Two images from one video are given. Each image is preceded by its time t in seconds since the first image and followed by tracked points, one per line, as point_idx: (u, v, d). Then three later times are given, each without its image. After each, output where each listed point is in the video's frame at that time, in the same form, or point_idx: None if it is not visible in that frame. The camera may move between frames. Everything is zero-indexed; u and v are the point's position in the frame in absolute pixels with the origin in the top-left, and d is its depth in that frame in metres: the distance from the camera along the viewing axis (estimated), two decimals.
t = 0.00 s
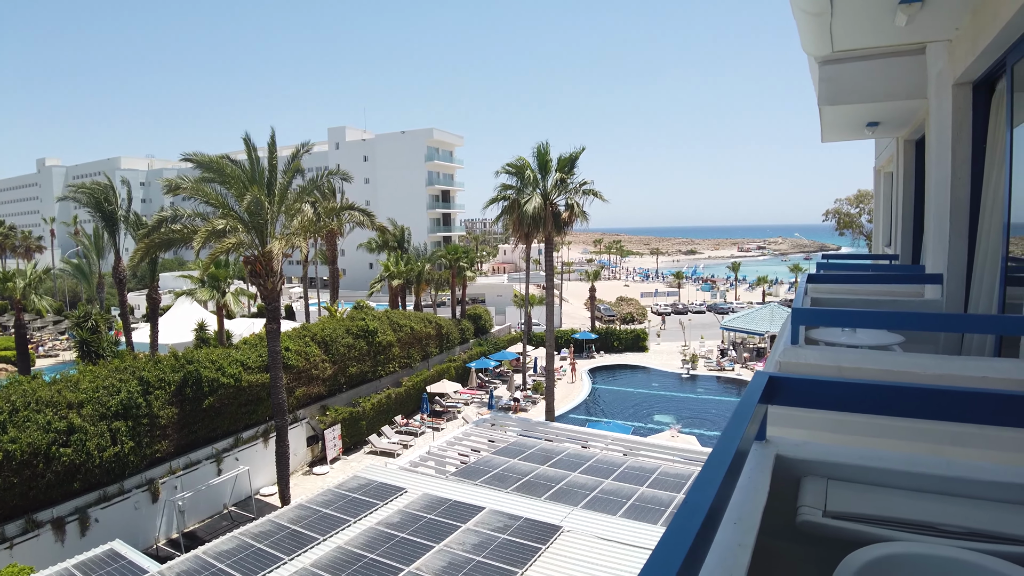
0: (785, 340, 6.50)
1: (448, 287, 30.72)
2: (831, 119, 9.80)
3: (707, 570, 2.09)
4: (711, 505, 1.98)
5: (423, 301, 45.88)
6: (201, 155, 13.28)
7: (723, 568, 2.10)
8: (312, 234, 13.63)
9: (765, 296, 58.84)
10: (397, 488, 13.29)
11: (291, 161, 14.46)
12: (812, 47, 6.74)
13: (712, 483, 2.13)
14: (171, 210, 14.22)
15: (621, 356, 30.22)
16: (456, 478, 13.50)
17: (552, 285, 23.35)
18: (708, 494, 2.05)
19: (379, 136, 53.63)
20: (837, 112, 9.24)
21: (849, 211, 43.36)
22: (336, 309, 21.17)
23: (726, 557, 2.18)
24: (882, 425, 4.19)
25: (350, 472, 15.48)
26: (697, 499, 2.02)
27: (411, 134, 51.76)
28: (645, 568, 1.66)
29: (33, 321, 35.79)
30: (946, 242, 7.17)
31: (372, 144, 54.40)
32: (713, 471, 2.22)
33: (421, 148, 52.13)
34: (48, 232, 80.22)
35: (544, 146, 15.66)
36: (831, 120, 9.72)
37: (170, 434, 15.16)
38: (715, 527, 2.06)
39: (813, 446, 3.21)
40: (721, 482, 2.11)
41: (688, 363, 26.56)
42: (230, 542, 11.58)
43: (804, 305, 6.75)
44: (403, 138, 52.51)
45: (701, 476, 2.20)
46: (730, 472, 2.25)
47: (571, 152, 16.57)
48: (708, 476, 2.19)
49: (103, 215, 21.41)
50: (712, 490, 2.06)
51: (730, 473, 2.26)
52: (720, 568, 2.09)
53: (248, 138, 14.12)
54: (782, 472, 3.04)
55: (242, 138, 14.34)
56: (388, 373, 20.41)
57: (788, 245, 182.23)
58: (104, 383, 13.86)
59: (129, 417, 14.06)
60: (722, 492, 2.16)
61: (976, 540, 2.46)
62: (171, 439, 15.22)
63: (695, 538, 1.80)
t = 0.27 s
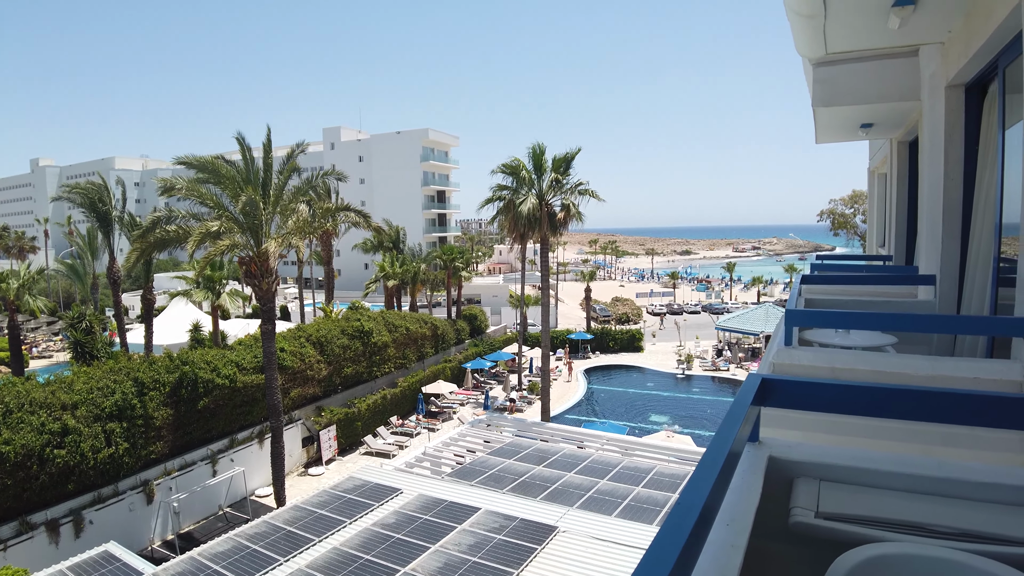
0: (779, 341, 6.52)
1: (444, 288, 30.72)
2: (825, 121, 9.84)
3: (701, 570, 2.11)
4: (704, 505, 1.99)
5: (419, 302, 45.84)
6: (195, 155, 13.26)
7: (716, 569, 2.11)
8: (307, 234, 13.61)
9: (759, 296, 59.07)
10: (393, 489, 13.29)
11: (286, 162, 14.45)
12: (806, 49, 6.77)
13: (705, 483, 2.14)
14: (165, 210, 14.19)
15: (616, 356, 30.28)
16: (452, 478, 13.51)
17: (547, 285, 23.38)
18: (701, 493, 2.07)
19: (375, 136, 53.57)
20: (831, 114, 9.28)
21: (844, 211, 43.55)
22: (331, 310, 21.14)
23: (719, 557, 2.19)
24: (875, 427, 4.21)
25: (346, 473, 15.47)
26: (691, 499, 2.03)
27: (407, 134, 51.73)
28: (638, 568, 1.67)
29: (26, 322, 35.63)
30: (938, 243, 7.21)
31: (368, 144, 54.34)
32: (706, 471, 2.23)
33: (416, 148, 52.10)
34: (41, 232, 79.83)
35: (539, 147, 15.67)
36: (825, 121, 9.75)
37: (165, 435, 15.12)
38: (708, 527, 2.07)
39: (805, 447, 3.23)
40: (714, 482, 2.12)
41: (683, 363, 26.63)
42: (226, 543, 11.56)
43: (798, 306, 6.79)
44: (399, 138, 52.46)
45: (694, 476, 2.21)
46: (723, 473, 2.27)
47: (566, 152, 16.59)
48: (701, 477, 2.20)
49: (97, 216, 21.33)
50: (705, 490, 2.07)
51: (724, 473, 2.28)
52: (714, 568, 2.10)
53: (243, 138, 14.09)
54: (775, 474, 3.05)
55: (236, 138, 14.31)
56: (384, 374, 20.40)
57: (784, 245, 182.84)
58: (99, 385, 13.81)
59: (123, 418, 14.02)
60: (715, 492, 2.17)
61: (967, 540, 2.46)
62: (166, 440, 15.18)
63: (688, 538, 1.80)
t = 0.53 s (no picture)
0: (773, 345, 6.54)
1: (441, 289, 30.73)
2: (820, 124, 9.87)
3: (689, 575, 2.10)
4: (692, 510, 1.98)
5: (416, 304, 45.82)
6: (192, 158, 13.26)
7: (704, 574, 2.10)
8: (304, 236, 13.60)
9: (757, 297, 59.17)
10: (390, 491, 13.27)
11: (282, 164, 14.44)
12: (800, 54, 6.80)
13: (694, 488, 2.13)
14: (162, 213, 14.17)
15: (613, 357, 30.30)
16: (449, 481, 13.50)
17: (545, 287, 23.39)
18: (689, 498, 2.06)
19: (372, 137, 53.57)
20: (826, 118, 9.31)
21: (840, 212, 43.67)
22: (328, 312, 21.13)
23: (708, 563, 2.19)
24: (868, 431, 4.21)
25: (343, 476, 15.45)
26: (679, 505, 2.02)
27: (404, 135, 51.74)
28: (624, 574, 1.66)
29: (22, 324, 35.52)
30: (932, 247, 7.24)
31: (365, 145, 54.34)
32: (695, 477, 2.23)
33: (414, 150, 52.11)
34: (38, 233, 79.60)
35: (536, 149, 15.69)
36: (820, 125, 9.79)
37: (161, 438, 15.09)
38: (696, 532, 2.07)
39: (796, 452, 3.22)
40: (703, 487, 2.11)
41: (681, 364, 26.66)
42: (222, 546, 11.53)
43: (793, 309, 6.80)
44: (396, 140, 52.48)
45: (683, 481, 2.19)
46: (712, 478, 2.26)
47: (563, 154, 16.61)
48: (691, 482, 2.19)
49: (94, 217, 21.29)
50: (694, 495, 2.06)
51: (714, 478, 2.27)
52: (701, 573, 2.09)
53: (239, 140, 14.08)
54: (766, 479, 3.05)
55: (233, 140, 14.31)
56: (381, 376, 20.39)
57: (781, 246, 183.24)
58: (95, 387, 13.77)
59: (120, 420, 13.98)
60: (704, 497, 2.17)
61: (954, 545, 2.45)
62: (162, 442, 15.15)
63: (673, 543, 1.79)
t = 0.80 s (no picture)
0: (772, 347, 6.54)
1: (439, 292, 30.71)
2: (818, 125, 9.88)
3: None
4: (694, 513, 1.98)
5: (414, 306, 45.79)
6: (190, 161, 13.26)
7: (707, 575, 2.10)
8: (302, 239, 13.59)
9: (755, 299, 59.23)
10: (388, 494, 13.25)
11: (280, 166, 14.43)
12: (798, 55, 6.81)
13: (695, 490, 2.13)
14: (159, 215, 14.16)
15: (611, 360, 30.29)
16: (448, 483, 13.47)
17: (543, 289, 23.40)
18: (692, 500, 2.05)
19: (370, 140, 53.59)
20: (824, 119, 9.32)
21: (838, 214, 43.78)
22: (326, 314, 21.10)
23: (710, 565, 2.18)
24: (868, 432, 4.21)
25: (341, 478, 15.41)
26: (682, 508, 2.01)
27: (402, 137, 51.74)
28: None
29: (19, 327, 35.42)
30: (931, 249, 7.25)
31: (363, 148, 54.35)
32: (698, 478, 2.22)
33: (412, 152, 52.13)
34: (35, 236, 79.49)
35: (534, 151, 15.70)
36: (817, 126, 9.80)
37: (159, 441, 15.05)
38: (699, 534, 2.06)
39: (798, 453, 3.21)
40: (705, 489, 2.11)
41: (679, 366, 26.67)
42: (220, 549, 11.50)
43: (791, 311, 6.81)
44: (394, 142, 52.50)
45: (686, 483, 2.18)
46: (714, 479, 2.25)
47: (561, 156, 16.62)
48: (693, 484, 2.18)
49: (91, 220, 21.25)
50: (696, 497, 2.06)
51: (716, 479, 2.26)
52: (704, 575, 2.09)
53: (237, 143, 14.07)
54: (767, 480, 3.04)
55: (231, 142, 14.29)
56: (379, 379, 20.36)
57: (779, 248, 183.58)
58: (92, 391, 13.73)
59: (117, 423, 13.94)
60: (706, 499, 2.16)
61: (957, 545, 2.45)
62: (160, 445, 15.11)
63: (677, 546, 1.78)
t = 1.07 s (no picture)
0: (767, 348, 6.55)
1: (437, 294, 30.70)
2: (813, 127, 9.92)
3: None
4: (680, 513, 1.98)
5: (412, 308, 45.77)
6: (187, 162, 13.26)
7: None
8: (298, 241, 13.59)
9: (752, 301, 59.31)
10: (385, 496, 13.23)
11: (277, 168, 14.41)
12: (793, 56, 6.82)
13: (682, 490, 2.13)
14: (156, 217, 14.14)
15: (609, 362, 30.31)
16: (444, 485, 13.45)
17: (539, 291, 23.40)
18: (679, 501, 2.05)
19: (368, 142, 53.60)
20: (820, 120, 9.34)
21: (835, 216, 43.89)
22: (323, 316, 21.08)
23: (698, 567, 2.18)
24: (862, 433, 4.21)
25: (338, 481, 15.39)
26: (668, 509, 2.01)
27: (399, 139, 51.77)
28: None
29: (15, 329, 35.27)
30: (926, 250, 7.27)
31: (360, 150, 54.37)
32: (685, 479, 2.21)
33: (409, 154, 52.15)
34: (32, 238, 79.36)
35: (531, 153, 15.71)
36: (813, 127, 9.83)
37: (155, 443, 15.00)
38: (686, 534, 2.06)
39: (790, 455, 3.21)
40: (691, 490, 2.10)
41: (676, 368, 26.69)
42: (217, 552, 11.48)
43: (786, 312, 6.81)
44: (391, 144, 52.53)
45: (672, 484, 2.18)
46: (702, 481, 2.25)
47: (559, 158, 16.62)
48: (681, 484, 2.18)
49: (88, 222, 21.21)
50: (681, 498, 2.06)
51: (704, 481, 2.26)
52: None
53: (233, 144, 14.06)
54: (758, 481, 3.04)
55: (227, 144, 14.28)
56: (376, 381, 20.34)
57: (776, 250, 183.75)
58: (88, 393, 13.69)
59: (113, 425, 13.90)
60: (694, 501, 2.15)
61: (950, 548, 2.45)
62: (156, 447, 15.06)
63: (662, 546, 1.78)
